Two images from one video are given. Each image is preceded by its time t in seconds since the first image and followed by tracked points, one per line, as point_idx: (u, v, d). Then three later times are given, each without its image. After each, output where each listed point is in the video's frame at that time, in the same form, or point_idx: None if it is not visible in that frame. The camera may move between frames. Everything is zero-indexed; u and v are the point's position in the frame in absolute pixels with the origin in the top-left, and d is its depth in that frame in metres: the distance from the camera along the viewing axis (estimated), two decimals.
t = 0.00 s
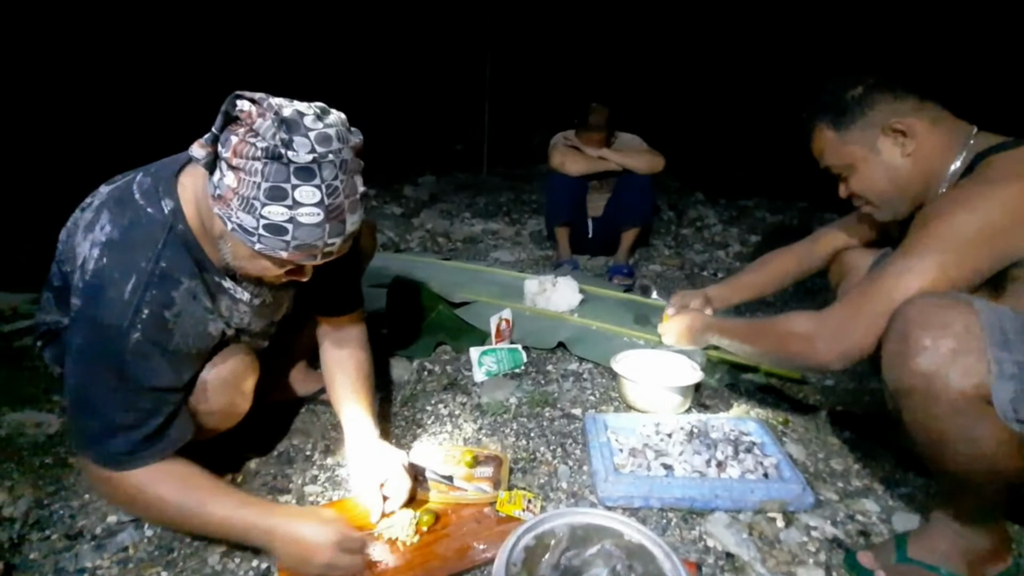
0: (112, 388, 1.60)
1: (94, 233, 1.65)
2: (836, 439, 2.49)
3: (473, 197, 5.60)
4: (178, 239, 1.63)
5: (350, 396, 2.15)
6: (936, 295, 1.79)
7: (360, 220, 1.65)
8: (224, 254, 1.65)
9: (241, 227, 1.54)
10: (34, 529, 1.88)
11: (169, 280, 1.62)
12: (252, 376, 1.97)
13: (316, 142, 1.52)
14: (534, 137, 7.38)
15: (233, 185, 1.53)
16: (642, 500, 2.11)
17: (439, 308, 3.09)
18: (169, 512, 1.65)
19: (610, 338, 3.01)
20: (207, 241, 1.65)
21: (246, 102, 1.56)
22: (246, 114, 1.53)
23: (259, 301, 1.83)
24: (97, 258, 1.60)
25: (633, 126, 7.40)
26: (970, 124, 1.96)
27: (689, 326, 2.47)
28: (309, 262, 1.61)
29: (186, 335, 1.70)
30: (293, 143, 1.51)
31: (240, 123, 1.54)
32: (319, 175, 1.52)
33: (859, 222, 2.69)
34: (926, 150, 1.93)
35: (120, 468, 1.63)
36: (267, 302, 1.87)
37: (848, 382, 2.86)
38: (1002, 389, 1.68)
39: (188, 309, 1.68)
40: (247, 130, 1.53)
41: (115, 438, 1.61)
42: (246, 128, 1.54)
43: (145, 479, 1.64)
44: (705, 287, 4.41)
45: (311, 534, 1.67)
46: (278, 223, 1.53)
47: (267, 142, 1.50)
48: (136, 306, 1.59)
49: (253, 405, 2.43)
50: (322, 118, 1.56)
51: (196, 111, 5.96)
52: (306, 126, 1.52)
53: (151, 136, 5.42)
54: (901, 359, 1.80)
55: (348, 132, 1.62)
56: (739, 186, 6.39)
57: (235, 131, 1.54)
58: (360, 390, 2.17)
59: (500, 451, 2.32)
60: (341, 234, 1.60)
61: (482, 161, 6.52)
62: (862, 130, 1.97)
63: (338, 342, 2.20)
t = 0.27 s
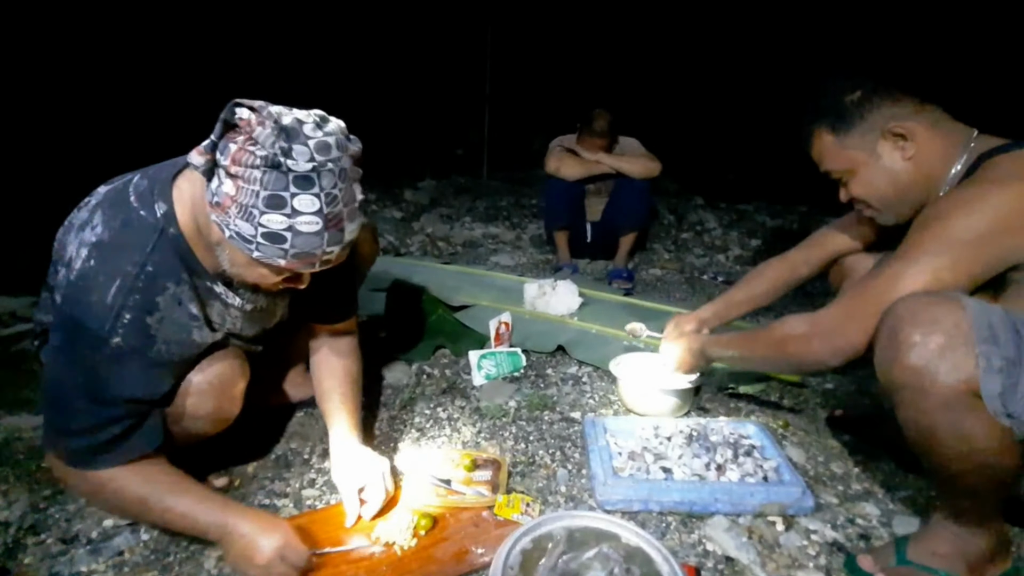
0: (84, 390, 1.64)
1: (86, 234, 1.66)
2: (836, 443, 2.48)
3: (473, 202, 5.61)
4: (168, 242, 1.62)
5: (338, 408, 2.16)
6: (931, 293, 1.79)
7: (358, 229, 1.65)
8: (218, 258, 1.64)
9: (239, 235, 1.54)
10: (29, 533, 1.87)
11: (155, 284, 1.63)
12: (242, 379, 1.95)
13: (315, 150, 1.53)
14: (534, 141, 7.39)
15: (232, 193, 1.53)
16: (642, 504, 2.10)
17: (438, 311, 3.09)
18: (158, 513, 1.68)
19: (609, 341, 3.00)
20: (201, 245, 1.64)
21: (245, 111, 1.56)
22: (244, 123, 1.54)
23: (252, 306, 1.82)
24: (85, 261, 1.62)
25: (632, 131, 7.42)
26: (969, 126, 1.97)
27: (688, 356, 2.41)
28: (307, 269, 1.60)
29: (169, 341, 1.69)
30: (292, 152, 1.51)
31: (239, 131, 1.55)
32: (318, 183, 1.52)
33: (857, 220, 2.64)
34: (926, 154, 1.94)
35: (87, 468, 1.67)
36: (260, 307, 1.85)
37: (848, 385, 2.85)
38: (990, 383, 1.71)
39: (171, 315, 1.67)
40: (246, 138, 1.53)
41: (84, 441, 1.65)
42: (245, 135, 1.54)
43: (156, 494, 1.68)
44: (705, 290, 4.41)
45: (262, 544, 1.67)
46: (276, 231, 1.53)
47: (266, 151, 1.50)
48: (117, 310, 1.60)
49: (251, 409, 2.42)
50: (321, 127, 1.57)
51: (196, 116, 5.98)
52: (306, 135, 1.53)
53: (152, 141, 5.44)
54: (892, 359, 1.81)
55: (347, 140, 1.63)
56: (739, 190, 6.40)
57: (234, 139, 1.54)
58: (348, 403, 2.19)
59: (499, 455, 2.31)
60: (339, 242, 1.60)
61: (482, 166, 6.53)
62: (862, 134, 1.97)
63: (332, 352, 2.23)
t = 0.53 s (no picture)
0: (115, 389, 1.60)
1: (84, 239, 1.67)
2: (839, 445, 2.47)
3: (475, 206, 5.62)
4: (165, 242, 1.63)
5: (344, 406, 2.14)
6: (928, 290, 1.79)
7: (346, 217, 1.66)
8: (212, 256, 1.64)
9: (227, 230, 1.55)
10: (32, 537, 1.87)
11: (159, 282, 1.63)
12: (254, 377, 2.00)
13: (296, 139, 1.53)
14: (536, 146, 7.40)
15: (217, 188, 1.54)
16: (644, 506, 2.09)
17: (440, 314, 3.09)
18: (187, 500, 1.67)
19: (611, 344, 3.00)
20: (196, 245, 1.64)
21: (223, 103, 1.55)
22: (221, 114, 1.53)
23: (250, 304, 1.84)
24: (87, 263, 1.62)
25: (634, 134, 7.42)
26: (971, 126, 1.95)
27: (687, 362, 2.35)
28: (297, 261, 1.61)
29: (180, 335, 1.70)
30: (273, 142, 1.51)
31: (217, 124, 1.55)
32: (301, 173, 1.53)
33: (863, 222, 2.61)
34: (927, 154, 1.92)
35: (147, 470, 1.63)
36: (258, 305, 1.87)
37: (852, 387, 2.84)
38: (984, 376, 1.70)
39: (181, 311, 1.68)
40: (225, 131, 1.53)
41: (127, 441, 1.62)
42: (224, 129, 1.54)
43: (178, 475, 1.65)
44: (708, 293, 4.39)
45: (332, 520, 1.73)
46: (264, 224, 1.53)
47: (246, 143, 1.50)
48: (129, 308, 1.60)
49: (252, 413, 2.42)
50: (301, 116, 1.57)
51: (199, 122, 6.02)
52: (286, 124, 1.53)
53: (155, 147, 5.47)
54: (887, 353, 1.80)
55: (329, 129, 1.63)
56: (741, 193, 6.39)
57: (214, 133, 1.55)
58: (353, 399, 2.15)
59: (501, 458, 2.31)
60: (328, 231, 1.61)
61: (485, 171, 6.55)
62: (861, 135, 1.97)
63: (332, 351, 2.19)
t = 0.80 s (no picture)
0: (109, 400, 1.60)
1: (94, 246, 1.66)
2: (847, 448, 2.45)
3: (478, 210, 5.62)
4: (177, 248, 1.63)
5: (351, 407, 2.16)
6: (931, 291, 1.78)
7: (362, 220, 1.66)
8: (229, 264, 1.64)
9: (247, 238, 1.54)
10: (36, 544, 1.87)
11: (167, 290, 1.63)
12: (258, 385, 2.00)
13: (313, 145, 1.53)
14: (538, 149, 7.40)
15: (236, 197, 1.53)
16: (651, 511, 2.08)
17: (444, 318, 3.08)
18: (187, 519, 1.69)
19: (616, 347, 2.98)
20: (208, 252, 1.65)
21: (239, 111, 1.55)
22: (239, 123, 1.53)
23: (261, 310, 1.83)
24: (96, 270, 1.61)
25: (636, 137, 7.42)
26: (976, 127, 1.94)
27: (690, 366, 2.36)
28: (316, 266, 1.61)
29: (183, 346, 1.70)
30: (291, 148, 1.51)
31: (234, 133, 1.55)
32: (319, 178, 1.53)
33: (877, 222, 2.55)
34: (922, 161, 1.93)
35: (124, 481, 1.63)
36: (267, 312, 1.87)
37: (858, 390, 2.82)
38: (991, 375, 1.68)
39: (186, 321, 1.68)
40: (243, 139, 1.53)
41: (115, 452, 1.61)
42: (242, 137, 1.53)
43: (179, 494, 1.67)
44: (712, 295, 4.38)
45: (317, 537, 1.72)
46: (284, 229, 1.53)
47: (264, 150, 1.51)
48: (133, 318, 1.60)
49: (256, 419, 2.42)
50: (316, 122, 1.57)
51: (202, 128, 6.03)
52: (302, 130, 1.53)
53: (158, 153, 5.49)
54: (892, 352, 1.80)
55: (343, 133, 1.64)
56: (744, 195, 6.37)
57: (231, 141, 1.54)
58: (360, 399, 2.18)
59: (507, 463, 2.29)
60: (346, 234, 1.61)
61: (487, 174, 6.55)
62: (855, 139, 1.97)
63: (337, 352, 2.21)
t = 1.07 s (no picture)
0: (138, 397, 1.58)
1: (100, 249, 1.67)
2: (851, 450, 2.43)
3: (480, 212, 5.62)
4: (180, 249, 1.63)
5: (361, 404, 2.14)
6: (929, 290, 1.77)
7: (359, 210, 1.66)
8: (230, 262, 1.64)
9: (244, 233, 1.54)
10: (39, 546, 1.87)
11: (177, 288, 1.64)
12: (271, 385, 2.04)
13: (303, 136, 1.53)
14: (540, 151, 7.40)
15: (230, 193, 1.53)
16: (655, 513, 2.06)
17: (447, 320, 3.08)
18: (218, 518, 1.65)
19: (619, 349, 2.97)
20: (211, 251, 1.65)
21: (228, 107, 1.55)
22: (227, 118, 1.53)
23: (266, 308, 1.84)
24: (104, 272, 1.62)
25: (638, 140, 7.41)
26: (996, 126, 1.86)
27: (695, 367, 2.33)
28: (317, 259, 1.60)
29: (200, 338, 1.70)
30: (282, 140, 1.51)
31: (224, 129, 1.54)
32: (312, 168, 1.53)
33: (887, 225, 2.53)
34: (921, 156, 1.92)
35: (170, 476, 1.61)
36: (275, 309, 1.88)
37: (863, 392, 2.80)
38: (986, 374, 1.65)
39: (201, 315, 1.69)
40: (233, 134, 1.53)
41: (155, 450, 1.59)
42: (233, 132, 1.53)
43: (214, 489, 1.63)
44: (715, 297, 4.36)
45: (367, 534, 1.71)
46: (280, 222, 1.53)
47: (255, 143, 1.50)
48: (150, 314, 1.60)
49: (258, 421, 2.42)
50: (305, 113, 1.57)
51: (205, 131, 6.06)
52: (292, 122, 1.53)
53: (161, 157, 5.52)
54: (890, 351, 1.79)
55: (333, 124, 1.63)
56: (747, 197, 6.35)
57: (222, 137, 1.54)
58: (372, 396, 2.16)
59: (510, 464, 2.29)
60: (343, 225, 1.61)
61: (489, 177, 6.55)
62: (865, 118, 1.98)
63: (347, 349, 2.19)
